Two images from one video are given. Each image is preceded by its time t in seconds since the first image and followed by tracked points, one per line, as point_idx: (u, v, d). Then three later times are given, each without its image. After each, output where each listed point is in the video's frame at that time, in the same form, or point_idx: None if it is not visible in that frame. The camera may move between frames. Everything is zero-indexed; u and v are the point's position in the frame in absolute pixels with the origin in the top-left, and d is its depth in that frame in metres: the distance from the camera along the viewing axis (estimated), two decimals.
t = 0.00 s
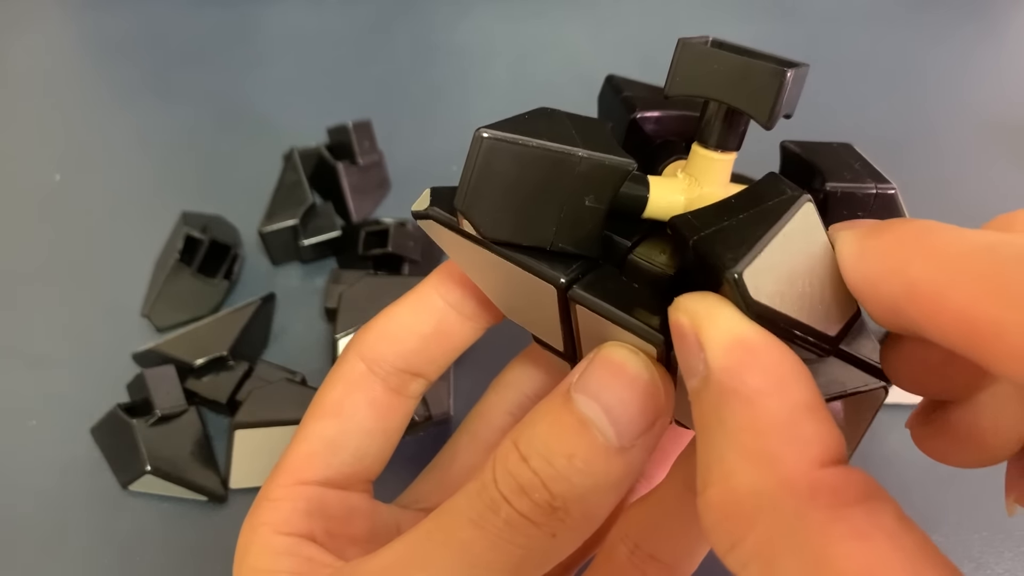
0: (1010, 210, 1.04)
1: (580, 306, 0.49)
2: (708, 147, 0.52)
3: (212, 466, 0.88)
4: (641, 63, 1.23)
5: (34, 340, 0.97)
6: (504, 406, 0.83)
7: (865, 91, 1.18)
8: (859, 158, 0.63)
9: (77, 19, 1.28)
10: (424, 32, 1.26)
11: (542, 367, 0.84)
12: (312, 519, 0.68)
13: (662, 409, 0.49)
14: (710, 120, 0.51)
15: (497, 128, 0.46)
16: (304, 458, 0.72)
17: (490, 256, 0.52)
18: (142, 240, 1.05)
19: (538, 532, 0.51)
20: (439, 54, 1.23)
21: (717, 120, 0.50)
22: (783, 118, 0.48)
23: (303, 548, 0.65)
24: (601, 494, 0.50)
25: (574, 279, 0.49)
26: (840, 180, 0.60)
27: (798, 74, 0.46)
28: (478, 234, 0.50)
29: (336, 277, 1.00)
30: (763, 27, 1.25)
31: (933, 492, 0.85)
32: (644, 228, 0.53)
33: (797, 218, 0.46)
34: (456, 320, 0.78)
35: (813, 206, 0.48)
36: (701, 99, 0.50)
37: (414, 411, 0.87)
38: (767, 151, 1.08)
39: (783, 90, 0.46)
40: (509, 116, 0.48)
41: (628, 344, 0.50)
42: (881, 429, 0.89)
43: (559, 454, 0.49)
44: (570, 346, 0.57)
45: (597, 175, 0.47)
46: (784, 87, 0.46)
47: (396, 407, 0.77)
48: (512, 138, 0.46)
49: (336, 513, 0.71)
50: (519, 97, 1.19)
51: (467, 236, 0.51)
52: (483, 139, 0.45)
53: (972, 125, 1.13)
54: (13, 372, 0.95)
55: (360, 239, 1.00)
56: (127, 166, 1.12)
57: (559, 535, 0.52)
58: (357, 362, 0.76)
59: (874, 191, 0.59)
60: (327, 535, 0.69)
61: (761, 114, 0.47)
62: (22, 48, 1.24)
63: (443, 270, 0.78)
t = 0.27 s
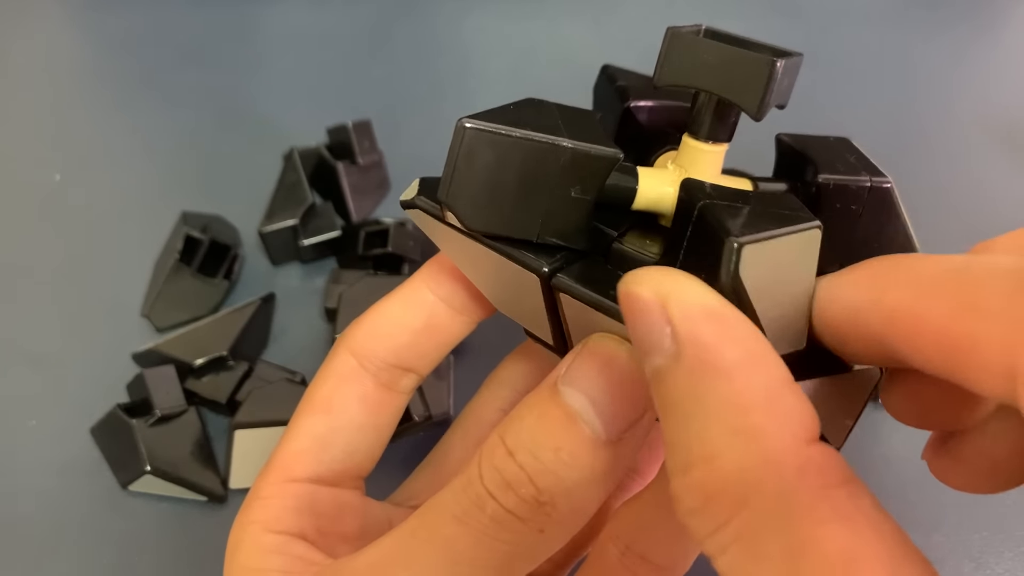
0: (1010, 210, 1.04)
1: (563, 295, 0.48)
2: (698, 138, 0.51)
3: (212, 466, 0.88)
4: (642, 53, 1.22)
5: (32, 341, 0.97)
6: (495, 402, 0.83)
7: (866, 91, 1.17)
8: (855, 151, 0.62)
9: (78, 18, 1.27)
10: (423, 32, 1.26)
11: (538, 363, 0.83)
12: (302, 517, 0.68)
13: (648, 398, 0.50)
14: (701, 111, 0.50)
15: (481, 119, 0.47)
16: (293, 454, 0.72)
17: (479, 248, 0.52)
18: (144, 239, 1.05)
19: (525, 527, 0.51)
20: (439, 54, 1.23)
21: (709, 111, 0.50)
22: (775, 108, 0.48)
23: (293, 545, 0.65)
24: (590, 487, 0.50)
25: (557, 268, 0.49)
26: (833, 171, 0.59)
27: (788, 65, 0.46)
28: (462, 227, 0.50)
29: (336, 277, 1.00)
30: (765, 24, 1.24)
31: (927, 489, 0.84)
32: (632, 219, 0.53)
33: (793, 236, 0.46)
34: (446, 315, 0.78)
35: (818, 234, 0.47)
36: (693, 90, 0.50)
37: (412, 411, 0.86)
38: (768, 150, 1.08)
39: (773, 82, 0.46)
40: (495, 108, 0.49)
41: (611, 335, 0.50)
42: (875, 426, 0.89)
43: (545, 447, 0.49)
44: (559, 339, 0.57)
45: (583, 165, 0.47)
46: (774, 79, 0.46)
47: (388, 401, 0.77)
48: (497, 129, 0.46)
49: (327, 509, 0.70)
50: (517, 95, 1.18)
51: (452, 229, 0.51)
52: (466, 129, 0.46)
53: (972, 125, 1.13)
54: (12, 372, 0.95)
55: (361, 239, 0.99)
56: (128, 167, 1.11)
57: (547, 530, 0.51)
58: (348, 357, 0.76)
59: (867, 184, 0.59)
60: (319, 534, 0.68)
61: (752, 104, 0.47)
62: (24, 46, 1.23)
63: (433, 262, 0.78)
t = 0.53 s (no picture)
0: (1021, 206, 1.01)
1: (554, 281, 0.49)
2: (697, 129, 0.51)
3: (211, 466, 0.89)
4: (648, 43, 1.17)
5: (34, 340, 0.98)
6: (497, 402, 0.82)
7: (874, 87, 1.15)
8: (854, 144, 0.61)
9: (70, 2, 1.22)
10: (423, 28, 1.20)
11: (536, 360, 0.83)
12: (298, 509, 0.69)
13: (637, 390, 0.49)
14: (699, 100, 0.51)
15: (475, 103, 0.47)
16: (291, 447, 0.73)
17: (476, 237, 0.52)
18: (144, 240, 1.05)
19: (510, 519, 0.50)
20: (440, 47, 1.18)
21: (707, 99, 0.50)
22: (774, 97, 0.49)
23: (285, 539, 0.66)
24: (576, 479, 0.50)
25: (548, 255, 0.49)
26: (829, 166, 0.58)
27: (784, 55, 0.46)
28: (456, 211, 0.50)
29: (336, 276, 1.01)
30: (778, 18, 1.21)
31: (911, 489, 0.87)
32: (626, 213, 0.53)
33: (784, 225, 0.42)
34: (446, 306, 0.76)
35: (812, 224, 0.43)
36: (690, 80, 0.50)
37: (411, 410, 0.86)
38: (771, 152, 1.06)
39: (768, 68, 0.46)
40: (492, 93, 0.49)
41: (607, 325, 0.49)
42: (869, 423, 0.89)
43: (532, 439, 0.48)
44: (552, 331, 0.57)
45: (577, 152, 0.47)
46: (769, 67, 0.46)
47: (387, 395, 0.77)
48: (490, 113, 0.46)
49: (322, 502, 0.71)
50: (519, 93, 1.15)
51: (448, 213, 0.52)
52: (457, 112, 0.46)
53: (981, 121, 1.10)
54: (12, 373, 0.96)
55: (360, 238, 0.99)
56: (126, 168, 1.10)
57: (532, 523, 0.51)
58: (347, 351, 0.76)
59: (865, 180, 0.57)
60: (313, 527, 0.69)
61: (744, 92, 0.47)
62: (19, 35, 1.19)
63: (433, 256, 0.77)
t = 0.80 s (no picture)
0: None
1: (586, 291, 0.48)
2: (732, 148, 0.50)
3: (211, 466, 0.88)
4: (650, 47, 1.17)
5: (35, 338, 0.98)
6: (513, 407, 0.82)
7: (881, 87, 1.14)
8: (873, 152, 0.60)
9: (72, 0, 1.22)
10: (425, 27, 1.19)
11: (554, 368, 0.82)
12: (316, 509, 0.69)
13: (665, 403, 0.48)
14: (736, 119, 0.49)
15: (517, 109, 0.45)
16: (311, 448, 0.72)
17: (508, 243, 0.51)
18: (144, 240, 1.05)
19: (531, 524, 0.50)
20: (443, 49, 1.17)
21: (744, 121, 0.49)
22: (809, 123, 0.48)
23: (303, 538, 0.65)
24: (600, 487, 0.50)
25: (581, 264, 0.48)
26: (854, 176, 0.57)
27: (828, 82, 0.46)
28: (491, 216, 0.50)
29: (336, 277, 1.00)
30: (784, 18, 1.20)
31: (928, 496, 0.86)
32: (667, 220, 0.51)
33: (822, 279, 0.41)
34: (472, 314, 0.76)
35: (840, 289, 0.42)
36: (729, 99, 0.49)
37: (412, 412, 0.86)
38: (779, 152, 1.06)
39: (812, 95, 0.45)
40: (536, 99, 0.47)
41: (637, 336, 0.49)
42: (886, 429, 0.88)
43: (557, 446, 0.48)
44: (580, 343, 0.57)
45: (616, 165, 0.46)
46: (812, 94, 0.45)
47: (407, 400, 0.77)
48: (531, 122, 0.45)
49: (339, 505, 0.71)
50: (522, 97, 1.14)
51: (481, 217, 0.51)
52: (501, 119, 0.44)
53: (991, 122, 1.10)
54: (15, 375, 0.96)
55: (360, 239, 0.99)
56: (127, 169, 1.10)
57: (554, 529, 0.51)
58: (372, 354, 0.76)
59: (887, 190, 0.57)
60: (331, 527, 0.69)
61: (786, 114, 0.46)
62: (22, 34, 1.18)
63: (462, 262, 0.76)
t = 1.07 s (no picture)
0: None
1: (586, 283, 0.48)
2: (738, 153, 0.50)
3: (211, 466, 0.89)
4: (650, 48, 1.17)
5: (34, 334, 0.98)
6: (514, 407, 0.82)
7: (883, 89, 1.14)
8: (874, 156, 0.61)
9: None
10: (427, 28, 1.19)
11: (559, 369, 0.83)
12: (320, 503, 0.69)
13: (660, 395, 0.48)
14: (744, 125, 0.50)
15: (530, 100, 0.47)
16: (318, 442, 0.72)
17: (513, 232, 0.52)
18: (142, 238, 1.05)
19: (526, 515, 0.50)
20: (444, 51, 1.17)
21: (752, 127, 0.49)
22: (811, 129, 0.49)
23: (304, 530, 0.66)
24: (596, 478, 0.50)
25: (583, 257, 0.49)
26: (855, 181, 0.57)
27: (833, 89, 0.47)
28: (499, 205, 0.50)
29: (336, 276, 1.00)
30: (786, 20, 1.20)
31: (927, 495, 0.86)
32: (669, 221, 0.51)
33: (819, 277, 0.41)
34: (481, 314, 0.77)
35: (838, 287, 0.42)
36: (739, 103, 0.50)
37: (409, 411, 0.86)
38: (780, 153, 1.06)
39: (818, 100, 0.47)
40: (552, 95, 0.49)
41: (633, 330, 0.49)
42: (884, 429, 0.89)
43: (552, 438, 0.48)
44: (579, 340, 0.57)
45: (622, 162, 0.47)
46: (818, 100, 0.47)
47: (414, 400, 0.77)
48: (542, 113, 0.46)
49: (343, 499, 0.71)
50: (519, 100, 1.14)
51: (489, 206, 0.52)
52: (512, 108, 0.46)
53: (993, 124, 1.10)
54: (13, 371, 0.96)
55: (360, 239, 1.00)
56: (125, 167, 1.10)
57: (549, 520, 0.51)
58: (381, 353, 0.76)
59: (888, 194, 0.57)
60: (332, 521, 0.69)
61: (790, 118, 0.47)
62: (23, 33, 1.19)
63: (473, 262, 0.77)
